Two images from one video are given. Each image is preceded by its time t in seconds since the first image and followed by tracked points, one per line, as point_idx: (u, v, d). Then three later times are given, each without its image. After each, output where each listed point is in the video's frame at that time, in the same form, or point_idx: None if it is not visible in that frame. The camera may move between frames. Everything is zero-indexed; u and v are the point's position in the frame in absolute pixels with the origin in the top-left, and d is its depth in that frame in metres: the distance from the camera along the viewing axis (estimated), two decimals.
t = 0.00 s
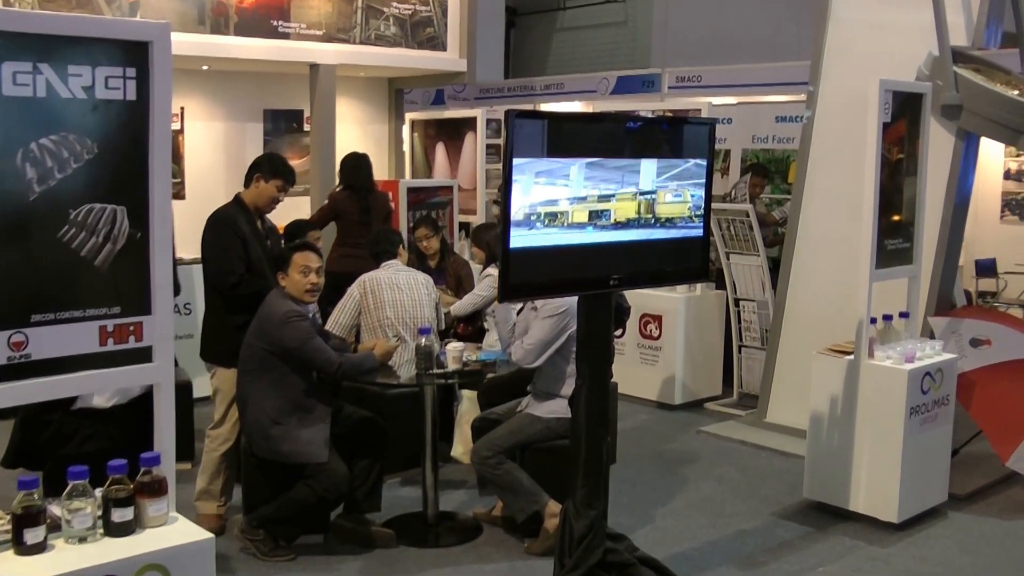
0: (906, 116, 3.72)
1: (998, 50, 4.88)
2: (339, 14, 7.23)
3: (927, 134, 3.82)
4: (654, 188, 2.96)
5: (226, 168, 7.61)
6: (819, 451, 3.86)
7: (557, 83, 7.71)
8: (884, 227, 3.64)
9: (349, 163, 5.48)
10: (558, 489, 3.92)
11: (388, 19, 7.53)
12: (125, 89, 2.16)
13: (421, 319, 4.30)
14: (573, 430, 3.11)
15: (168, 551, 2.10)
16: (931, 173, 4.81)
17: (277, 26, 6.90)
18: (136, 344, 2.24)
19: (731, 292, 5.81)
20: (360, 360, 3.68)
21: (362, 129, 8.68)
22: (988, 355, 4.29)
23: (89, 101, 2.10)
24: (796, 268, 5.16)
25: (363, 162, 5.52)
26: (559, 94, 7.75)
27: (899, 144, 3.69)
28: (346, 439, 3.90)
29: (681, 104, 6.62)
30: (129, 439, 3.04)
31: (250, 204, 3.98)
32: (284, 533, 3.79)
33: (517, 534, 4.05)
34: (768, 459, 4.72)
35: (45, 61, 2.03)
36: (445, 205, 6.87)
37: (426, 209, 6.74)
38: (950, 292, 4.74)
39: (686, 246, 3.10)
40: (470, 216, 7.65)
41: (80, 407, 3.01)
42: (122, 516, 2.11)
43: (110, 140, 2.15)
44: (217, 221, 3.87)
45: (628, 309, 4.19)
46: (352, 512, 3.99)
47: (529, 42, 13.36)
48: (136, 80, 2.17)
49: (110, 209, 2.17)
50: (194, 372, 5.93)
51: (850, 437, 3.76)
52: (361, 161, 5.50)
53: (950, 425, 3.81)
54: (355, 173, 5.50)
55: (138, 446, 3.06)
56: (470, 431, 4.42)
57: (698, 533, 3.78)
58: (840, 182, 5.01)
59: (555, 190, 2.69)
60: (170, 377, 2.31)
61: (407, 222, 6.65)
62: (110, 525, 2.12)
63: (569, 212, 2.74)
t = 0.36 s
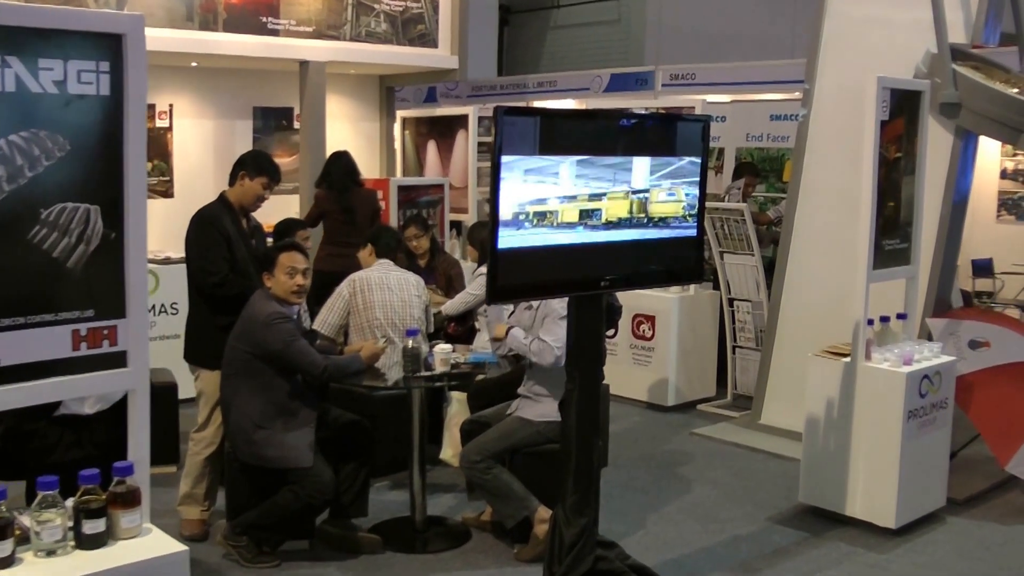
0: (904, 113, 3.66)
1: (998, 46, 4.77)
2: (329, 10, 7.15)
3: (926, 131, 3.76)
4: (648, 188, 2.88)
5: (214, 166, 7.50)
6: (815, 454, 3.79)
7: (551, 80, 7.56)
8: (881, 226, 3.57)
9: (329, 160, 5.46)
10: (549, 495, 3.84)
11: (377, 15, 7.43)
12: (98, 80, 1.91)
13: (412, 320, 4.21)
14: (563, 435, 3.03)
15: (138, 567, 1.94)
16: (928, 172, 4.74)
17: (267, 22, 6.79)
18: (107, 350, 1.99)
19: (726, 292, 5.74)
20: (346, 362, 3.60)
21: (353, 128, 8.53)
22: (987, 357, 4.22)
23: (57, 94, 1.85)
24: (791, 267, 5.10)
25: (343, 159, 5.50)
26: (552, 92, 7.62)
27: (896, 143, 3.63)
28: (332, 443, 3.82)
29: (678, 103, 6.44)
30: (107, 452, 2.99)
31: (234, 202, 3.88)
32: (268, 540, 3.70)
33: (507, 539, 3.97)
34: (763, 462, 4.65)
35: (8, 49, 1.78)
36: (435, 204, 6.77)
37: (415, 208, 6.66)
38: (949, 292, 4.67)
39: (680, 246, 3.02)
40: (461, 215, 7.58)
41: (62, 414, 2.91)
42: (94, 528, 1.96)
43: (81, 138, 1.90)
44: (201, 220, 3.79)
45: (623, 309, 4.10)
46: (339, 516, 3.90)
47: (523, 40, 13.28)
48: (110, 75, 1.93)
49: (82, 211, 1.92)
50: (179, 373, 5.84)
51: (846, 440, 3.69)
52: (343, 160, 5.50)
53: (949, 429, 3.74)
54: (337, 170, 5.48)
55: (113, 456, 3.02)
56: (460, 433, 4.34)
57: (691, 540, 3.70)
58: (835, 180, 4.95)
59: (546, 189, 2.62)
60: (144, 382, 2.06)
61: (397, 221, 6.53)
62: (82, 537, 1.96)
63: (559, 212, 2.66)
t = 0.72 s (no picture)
0: (907, 111, 3.58)
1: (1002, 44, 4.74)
2: (327, 8, 7.09)
3: (929, 129, 3.69)
4: (646, 188, 2.82)
5: (215, 165, 7.45)
6: (817, 459, 3.73)
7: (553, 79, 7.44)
8: (883, 226, 3.50)
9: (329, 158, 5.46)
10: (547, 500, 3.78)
11: (377, 13, 7.39)
12: (66, 74, 1.84)
13: (410, 321, 4.15)
14: (559, 440, 2.98)
15: None
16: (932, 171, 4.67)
17: (264, 18, 6.72)
18: (80, 354, 1.93)
19: (729, 292, 5.67)
20: (340, 365, 3.55)
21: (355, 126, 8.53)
22: (992, 360, 4.16)
23: (22, 89, 1.78)
24: (794, 267, 5.03)
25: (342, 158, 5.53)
26: (555, 90, 7.56)
27: (899, 141, 3.55)
28: (327, 446, 3.77)
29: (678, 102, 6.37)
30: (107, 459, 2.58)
31: (228, 200, 3.82)
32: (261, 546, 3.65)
33: (504, 545, 3.92)
34: (765, 465, 4.59)
35: None
36: (436, 203, 6.71)
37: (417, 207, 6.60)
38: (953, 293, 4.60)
39: (678, 248, 2.96)
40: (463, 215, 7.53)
41: (73, 412, 2.69)
42: (68, 539, 1.90)
43: (49, 134, 1.83)
44: (193, 219, 3.74)
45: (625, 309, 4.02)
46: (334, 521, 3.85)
47: (528, 38, 13.22)
48: (79, 68, 1.86)
49: (49, 209, 1.85)
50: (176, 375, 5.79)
51: (849, 444, 3.63)
52: (343, 160, 5.48)
53: (952, 433, 3.68)
54: (335, 168, 5.46)
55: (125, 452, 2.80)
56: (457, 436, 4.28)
57: (692, 545, 3.64)
58: (838, 179, 4.87)
59: (538, 189, 2.56)
60: (120, 389, 2.00)
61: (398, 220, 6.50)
62: (55, 549, 1.90)
63: (552, 212, 2.60)
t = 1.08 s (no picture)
0: (915, 109, 3.52)
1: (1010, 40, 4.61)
2: (335, 6, 7.00)
3: (938, 127, 3.61)
4: (643, 187, 2.77)
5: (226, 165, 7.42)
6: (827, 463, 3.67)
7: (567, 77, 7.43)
8: (890, 226, 3.43)
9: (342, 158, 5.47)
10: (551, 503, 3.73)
11: (386, 11, 7.31)
12: (35, 75, 1.81)
13: (414, 322, 4.12)
14: (559, 444, 2.93)
15: None
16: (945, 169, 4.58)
17: (272, 18, 6.64)
18: (55, 360, 1.89)
19: (740, 293, 5.60)
20: (340, 366, 3.52)
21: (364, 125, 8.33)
22: (1005, 363, 4.07)
23: None
24: (805, 268, 4.95)
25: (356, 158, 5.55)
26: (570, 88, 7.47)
27: (907, 139, 3.50)
28: (329, 448, 3.74)
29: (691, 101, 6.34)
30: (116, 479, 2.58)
31: (230, 200, 3.81)
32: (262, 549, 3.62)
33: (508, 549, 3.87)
34: (775, 469, 4.53)
35: None
36: (447, 202, 6.67)
37: (428, 206, 6.56)
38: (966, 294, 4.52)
39: (678, 249, 2.90)
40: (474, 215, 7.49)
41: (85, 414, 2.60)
42: (47, 548, 1.88)
43: (18, 135, 1.80)
44: (193, 219, 3.72)
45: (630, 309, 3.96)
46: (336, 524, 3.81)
47: (546, 36, 13.14)
48: (48, 69, 1.83)
49: (21, 212, 1.82)
50: (184, 376, 5.79)
51: (859, 448, 3.56)
52: (356, 158, 5.49)
53: (964, 438, 3.60)
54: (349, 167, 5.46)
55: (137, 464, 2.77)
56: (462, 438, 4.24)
57: (699, 550, 3.58)
58: (848, 177, 4.79)
59: (529, 189, 2.51)
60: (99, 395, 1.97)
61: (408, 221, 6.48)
62: (34, 557, 1.88)
63: (544, 213, 2.55)
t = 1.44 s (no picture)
0: (933, 105, 3.45)
1: None
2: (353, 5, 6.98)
3: (957, 125, 3.53)
4: (649, 186, 2.72)
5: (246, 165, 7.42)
6: (844, 467, 3.60)
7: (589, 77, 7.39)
8: (907, 226, 3.36)
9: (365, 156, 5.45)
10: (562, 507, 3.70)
11: (404, 10, 7.26)
12: (21, 76, 1.80)
13: (424, 323, 4.10)
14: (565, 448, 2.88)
15: None
16: (966, 167, 4.49)
17: (289, 18, 6.60)
18: (44, 363, 1.88)
19: (759, 293, 5.53)
20: (348, 368, 3.50)
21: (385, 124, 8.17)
22: None
23: None
24: (824, 269, 4.87)
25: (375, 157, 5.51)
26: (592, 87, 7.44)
27: (925, 137, 3.43)
28: (338, 450, 3.72)
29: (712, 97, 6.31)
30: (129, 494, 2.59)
31: (240, 200, 3.79)
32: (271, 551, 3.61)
33: (518, 552, 3.83)
34: (793, 472, 4.46)
35: None
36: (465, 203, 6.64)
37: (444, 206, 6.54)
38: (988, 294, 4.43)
39: (686, 250, 2.85)
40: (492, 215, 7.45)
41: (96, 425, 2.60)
42: (36, 553, 1.87)
43: (4, 136, 1.80)
44: (202, 219, 3.72)
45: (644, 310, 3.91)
46: (347, 526, 3.80)
47: (573, 35, 13.04)
48: (34, 69, 1.82)
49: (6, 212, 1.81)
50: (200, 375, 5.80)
51: (875, 452, 3.50)
52: (375, 157, 5.46)
53: (983, 442, 3.52)
54: (370, 166, 5.44)
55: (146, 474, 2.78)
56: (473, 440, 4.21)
57: (712, 555, 3.53)
58: (867, 176, 4.71)
59: (531, 189, 2.47)
60: (89, 397, 1.95)
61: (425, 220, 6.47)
62: (23, 562, 1.88)
63: (546, 213, 2.51)
